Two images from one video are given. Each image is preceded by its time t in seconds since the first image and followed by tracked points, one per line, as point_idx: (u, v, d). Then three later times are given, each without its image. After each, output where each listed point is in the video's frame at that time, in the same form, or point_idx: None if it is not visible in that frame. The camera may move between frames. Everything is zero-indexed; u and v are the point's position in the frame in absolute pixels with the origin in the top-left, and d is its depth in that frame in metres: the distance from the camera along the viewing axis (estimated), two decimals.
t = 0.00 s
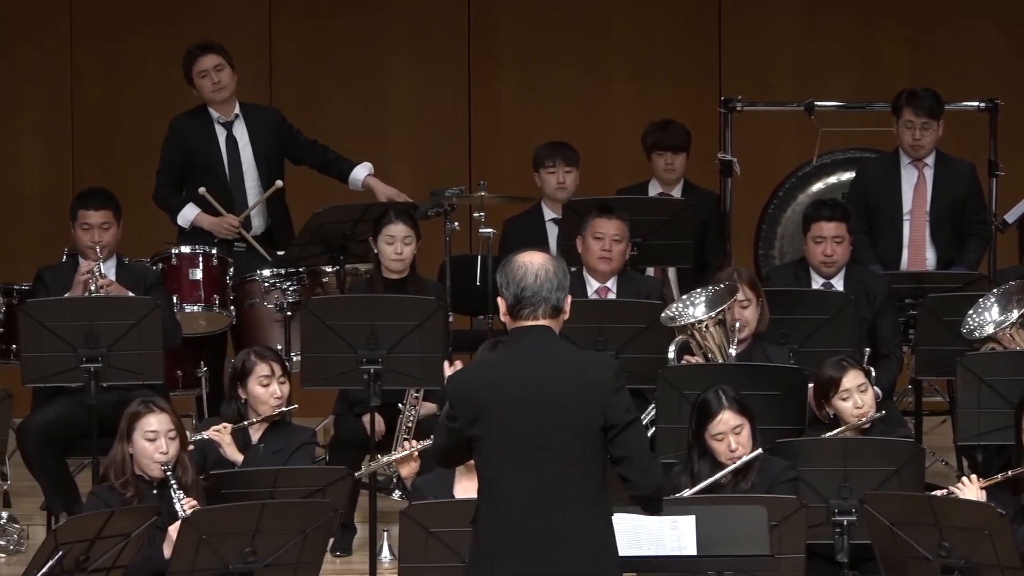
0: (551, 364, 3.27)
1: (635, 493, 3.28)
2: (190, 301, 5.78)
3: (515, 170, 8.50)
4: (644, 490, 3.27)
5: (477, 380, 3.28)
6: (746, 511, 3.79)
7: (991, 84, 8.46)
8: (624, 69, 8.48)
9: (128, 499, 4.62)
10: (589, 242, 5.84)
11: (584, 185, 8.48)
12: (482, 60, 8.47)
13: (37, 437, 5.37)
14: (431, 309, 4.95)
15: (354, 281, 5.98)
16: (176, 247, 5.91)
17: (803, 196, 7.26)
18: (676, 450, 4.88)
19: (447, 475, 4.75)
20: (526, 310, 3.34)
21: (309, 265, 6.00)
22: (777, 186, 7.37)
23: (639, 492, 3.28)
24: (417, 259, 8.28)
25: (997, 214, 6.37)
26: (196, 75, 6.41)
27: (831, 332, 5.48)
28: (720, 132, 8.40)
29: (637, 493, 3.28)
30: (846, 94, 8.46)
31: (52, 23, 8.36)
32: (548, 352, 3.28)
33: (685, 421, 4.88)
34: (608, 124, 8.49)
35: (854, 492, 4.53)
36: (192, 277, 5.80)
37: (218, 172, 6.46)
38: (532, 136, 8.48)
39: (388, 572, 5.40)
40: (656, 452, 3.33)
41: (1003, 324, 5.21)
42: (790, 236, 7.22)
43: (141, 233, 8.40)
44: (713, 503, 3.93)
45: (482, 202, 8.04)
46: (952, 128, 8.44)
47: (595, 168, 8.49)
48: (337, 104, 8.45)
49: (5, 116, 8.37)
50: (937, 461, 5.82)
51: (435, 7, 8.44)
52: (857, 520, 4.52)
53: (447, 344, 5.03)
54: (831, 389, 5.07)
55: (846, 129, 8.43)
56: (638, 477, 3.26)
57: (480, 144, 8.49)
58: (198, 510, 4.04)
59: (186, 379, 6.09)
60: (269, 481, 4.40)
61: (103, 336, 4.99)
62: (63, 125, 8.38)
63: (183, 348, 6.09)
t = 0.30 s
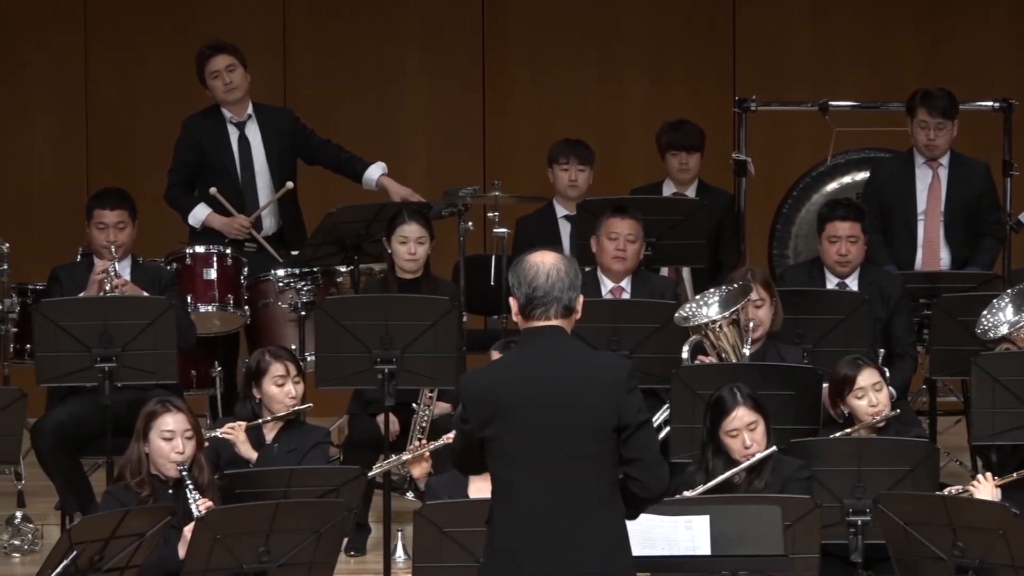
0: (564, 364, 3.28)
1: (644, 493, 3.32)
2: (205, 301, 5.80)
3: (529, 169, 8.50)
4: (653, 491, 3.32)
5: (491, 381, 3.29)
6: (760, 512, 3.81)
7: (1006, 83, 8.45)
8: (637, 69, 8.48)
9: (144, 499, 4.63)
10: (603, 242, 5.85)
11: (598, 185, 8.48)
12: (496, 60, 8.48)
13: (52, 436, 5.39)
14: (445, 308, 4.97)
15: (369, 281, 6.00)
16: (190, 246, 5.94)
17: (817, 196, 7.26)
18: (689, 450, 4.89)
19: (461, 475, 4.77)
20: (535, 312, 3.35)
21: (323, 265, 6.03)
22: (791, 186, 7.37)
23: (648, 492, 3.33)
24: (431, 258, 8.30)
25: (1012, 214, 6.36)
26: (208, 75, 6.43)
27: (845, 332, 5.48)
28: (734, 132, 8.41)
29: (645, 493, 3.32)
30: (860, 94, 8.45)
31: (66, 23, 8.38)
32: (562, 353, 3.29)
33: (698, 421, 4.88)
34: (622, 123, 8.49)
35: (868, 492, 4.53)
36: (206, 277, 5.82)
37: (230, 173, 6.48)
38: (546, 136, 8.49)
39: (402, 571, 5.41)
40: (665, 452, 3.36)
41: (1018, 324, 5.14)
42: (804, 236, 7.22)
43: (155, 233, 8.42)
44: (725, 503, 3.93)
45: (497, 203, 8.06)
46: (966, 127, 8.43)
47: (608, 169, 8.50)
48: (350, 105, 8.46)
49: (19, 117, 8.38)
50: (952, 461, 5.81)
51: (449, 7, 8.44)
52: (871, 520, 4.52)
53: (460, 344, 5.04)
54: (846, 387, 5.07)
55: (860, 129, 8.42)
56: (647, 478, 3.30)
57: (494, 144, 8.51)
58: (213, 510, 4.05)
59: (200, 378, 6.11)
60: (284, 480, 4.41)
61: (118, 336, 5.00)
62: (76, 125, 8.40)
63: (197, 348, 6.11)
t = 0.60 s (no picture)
0: (584, 366, 3.28)
1: (666, 493, 3.33)
2: (221, 301, 5.83)
3: (545, 170, 8.51)
4: (675, 490, 3.32)
5: (511, 383, 3.29)
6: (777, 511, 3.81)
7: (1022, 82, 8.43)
8: (654, 69, 8.48)
9: (162, 498, 4.64)
10: (619, 243, 5.86)
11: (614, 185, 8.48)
12: (513, 60, 8.48)
13: (68, 436, 5.41)
14: (461, 308, 4.97)
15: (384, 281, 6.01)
16: (206, 246, 5.95)
17: (833, 196, 7.25)
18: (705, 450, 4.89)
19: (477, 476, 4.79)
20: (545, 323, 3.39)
21: (339, 265, 6.07)
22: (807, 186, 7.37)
23: (670, 493, 3.33)
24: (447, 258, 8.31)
25: None
26: (226, 75, 6.43)
27: (861, 332, 5.47)
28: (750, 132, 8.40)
29: (667, 493, 3.33)
30: (877, 93, 8.44)
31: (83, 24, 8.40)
32: (581, 355, 3.30)
33: (715, 421, 4.89)
34: (638, 123, 8.50)
35: (884, 492, 4.52)
36: (223, 276, 5.84)
37: (246, 173, 6.49)
38: (562, 136, 8.49)
39: (418, 571, 5.42)
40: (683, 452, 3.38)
41: None
42: (821, 236, 7.21)
43: (171, 232, 8.45)
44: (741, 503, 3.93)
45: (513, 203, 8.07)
46: (982, 127, 8.42)
47: (624, 169, 8.50)
48: (366, 105, 8.47)
49: (37, 117, 8.41)
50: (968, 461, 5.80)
51: (465, 7, 8.46)
52: (887, 520, 4.52)
53: (476, 344, 5.04)
54: (863, 386, 5.07)
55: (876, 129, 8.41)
56: (668, 478, 3.31)
57: (510, 144, 8.51)
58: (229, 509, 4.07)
59: (216, 378, 6.12)
60: (300, 480, 4.42)
61: (134, 336, 5.02)
62: (93, 125, 8.43)
63: (213, 348, 6.13)
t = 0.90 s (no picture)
0: (616, 368, 3.29)
1: (694, 497, 3.33)
2: (240, 300, 5.86)
3: (565, 170, 8.52)
4: (702, 493, 3.33)
5: (543, 383, 3.31)
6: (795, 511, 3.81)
7: None
8: (674, 69, 8.49)
9: (184, 498, 4.67)
10: (638, 242, 5.86)
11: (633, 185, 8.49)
12: (533, 60, 8.50)
13: (87, 436, 5.44)
14: (481, 308, 4.99)
15: (403, 281, 6.04)
16: (225, 246, 5.99)
17: (852, 196, 7.25)
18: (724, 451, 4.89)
19: (495, 476, 4.80)
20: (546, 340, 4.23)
21: (358, 265, 6.06)
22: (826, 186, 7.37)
23: (698, 496, 3.33)
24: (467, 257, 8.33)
25: None
26: (250, 75, 6.47)
27: (881, 332, 5.47)
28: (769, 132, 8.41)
29: (693, 496, 3.33)
30: (896, 93, 8.44)
31: (103, 24, 8.41)
32: (614, 356, 3.31)
33: (736, 421, 4.89)
34: (657, 123, 8.51)
35: (903, 492, 4.53)
36: (241, 276, 5.87)
37: (266, 173, 6.52)
38: (584, 136, 8.50)
39: (437, 571, 5.44)
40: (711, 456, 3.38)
41: None
42: (840, 235, 7.21)
43: (190, 231, 8.47)
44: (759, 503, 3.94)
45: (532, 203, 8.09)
46: (1003, 127, 8.40)
47: (643, 169, 8.51)
48: (387, 105, 8.49)
49: (57, 117, 8.42)
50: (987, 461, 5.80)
51: (485, 7, 8.47)
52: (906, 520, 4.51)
53: (495, 344, 5.06)
54: (883, 385, 5.07)
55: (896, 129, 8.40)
56: (696, 481, 3.32)
57: (529, 143, 8.53)
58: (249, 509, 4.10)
59: (235, 378, 6.13)
60: (319, 480, 4.44)
61: (153, 335, 5.05)
62: (113, 125, 8.43)
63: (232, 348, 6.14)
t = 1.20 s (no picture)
0: (662, 368, 3.24)
1: (744, 497, 3.29)
2: (263, 300, 5.90)
3: (588, 169, 8.54)
4: (752, 494, 3.29)
5: (587, 384, 3.26)
6: (818, 511, 3.70)
7: None
8: (698, 68, 8.49)
9: (209, 498, 4.70)
10: (661, 242, 5.87)
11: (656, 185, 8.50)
12: (557, 59, 8.51)
13: (110, 436, 5.46)
14: (503, 308, 5.01)
15: (426, 281, 6.06)
16: (248, 246, 6.03)
17: (875, 196, 7.24)
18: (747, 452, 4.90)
19: (518, 475, 4.83)
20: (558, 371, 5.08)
21: (380, 265, 6.11)
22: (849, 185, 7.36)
23: (749, 497, 3.30)
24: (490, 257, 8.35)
25: None
26: (278, 75, 6.50)
27: (903, 332, 5.47)
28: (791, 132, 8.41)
29: (743, 496, 3.29)
30: (918, 93, 8.44)
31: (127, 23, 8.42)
32: (659, 357, 3.26)
33: (759, 420, 4.92)
34: (680, 123, 8.51)
35: (926, 492, 4.53)
36: (264, 276, 5.92)
37: (291, 173, 6.55)
38: (608, 137, 8.52)
39: (460, 571, 5.45)
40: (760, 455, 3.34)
41: None
42: (862, 235, 7.21)
43: (212, 231, 8.48)
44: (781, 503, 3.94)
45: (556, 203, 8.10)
46: None
47: (666, 169, 8.51)
48: (411, 104, 8.50)
49: (80, 118, 8.44)
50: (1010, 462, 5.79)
51: (509, 7, 8.49)
52: (929, 521, 4.51)
53: (517, 344, 5.10)
54: (907, 383, 5.07)
55: (918, 129, 8.40)
56: (744, 480, 3.27)
57: (552, 143, 8.54)
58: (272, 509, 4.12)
59: (258, 377, 6.17)
60: (342, 480, 4.46)
61: (176, 335, 5.08)
62: (137, 125, 8.46)
63: (255, 347, 6.18)
